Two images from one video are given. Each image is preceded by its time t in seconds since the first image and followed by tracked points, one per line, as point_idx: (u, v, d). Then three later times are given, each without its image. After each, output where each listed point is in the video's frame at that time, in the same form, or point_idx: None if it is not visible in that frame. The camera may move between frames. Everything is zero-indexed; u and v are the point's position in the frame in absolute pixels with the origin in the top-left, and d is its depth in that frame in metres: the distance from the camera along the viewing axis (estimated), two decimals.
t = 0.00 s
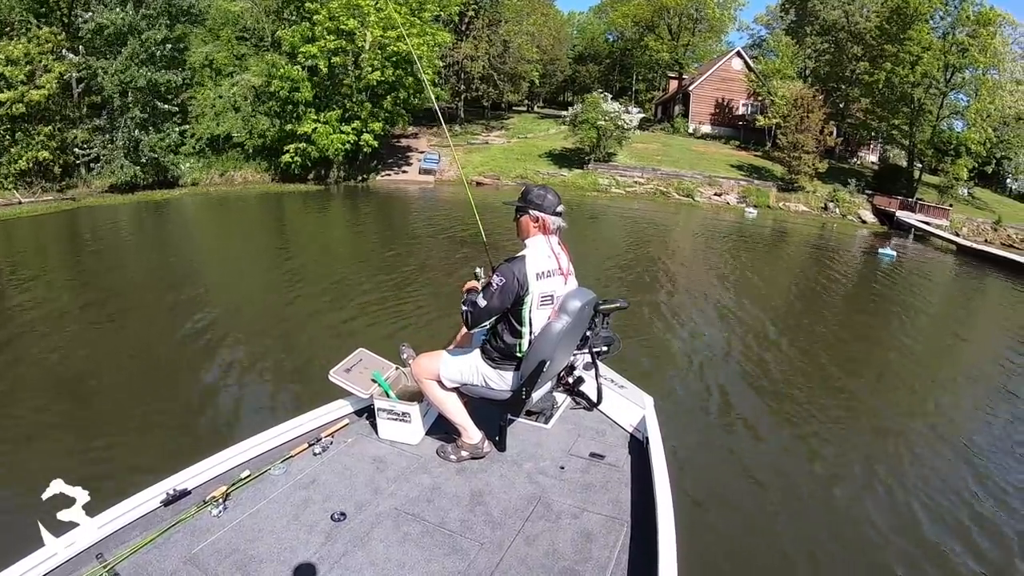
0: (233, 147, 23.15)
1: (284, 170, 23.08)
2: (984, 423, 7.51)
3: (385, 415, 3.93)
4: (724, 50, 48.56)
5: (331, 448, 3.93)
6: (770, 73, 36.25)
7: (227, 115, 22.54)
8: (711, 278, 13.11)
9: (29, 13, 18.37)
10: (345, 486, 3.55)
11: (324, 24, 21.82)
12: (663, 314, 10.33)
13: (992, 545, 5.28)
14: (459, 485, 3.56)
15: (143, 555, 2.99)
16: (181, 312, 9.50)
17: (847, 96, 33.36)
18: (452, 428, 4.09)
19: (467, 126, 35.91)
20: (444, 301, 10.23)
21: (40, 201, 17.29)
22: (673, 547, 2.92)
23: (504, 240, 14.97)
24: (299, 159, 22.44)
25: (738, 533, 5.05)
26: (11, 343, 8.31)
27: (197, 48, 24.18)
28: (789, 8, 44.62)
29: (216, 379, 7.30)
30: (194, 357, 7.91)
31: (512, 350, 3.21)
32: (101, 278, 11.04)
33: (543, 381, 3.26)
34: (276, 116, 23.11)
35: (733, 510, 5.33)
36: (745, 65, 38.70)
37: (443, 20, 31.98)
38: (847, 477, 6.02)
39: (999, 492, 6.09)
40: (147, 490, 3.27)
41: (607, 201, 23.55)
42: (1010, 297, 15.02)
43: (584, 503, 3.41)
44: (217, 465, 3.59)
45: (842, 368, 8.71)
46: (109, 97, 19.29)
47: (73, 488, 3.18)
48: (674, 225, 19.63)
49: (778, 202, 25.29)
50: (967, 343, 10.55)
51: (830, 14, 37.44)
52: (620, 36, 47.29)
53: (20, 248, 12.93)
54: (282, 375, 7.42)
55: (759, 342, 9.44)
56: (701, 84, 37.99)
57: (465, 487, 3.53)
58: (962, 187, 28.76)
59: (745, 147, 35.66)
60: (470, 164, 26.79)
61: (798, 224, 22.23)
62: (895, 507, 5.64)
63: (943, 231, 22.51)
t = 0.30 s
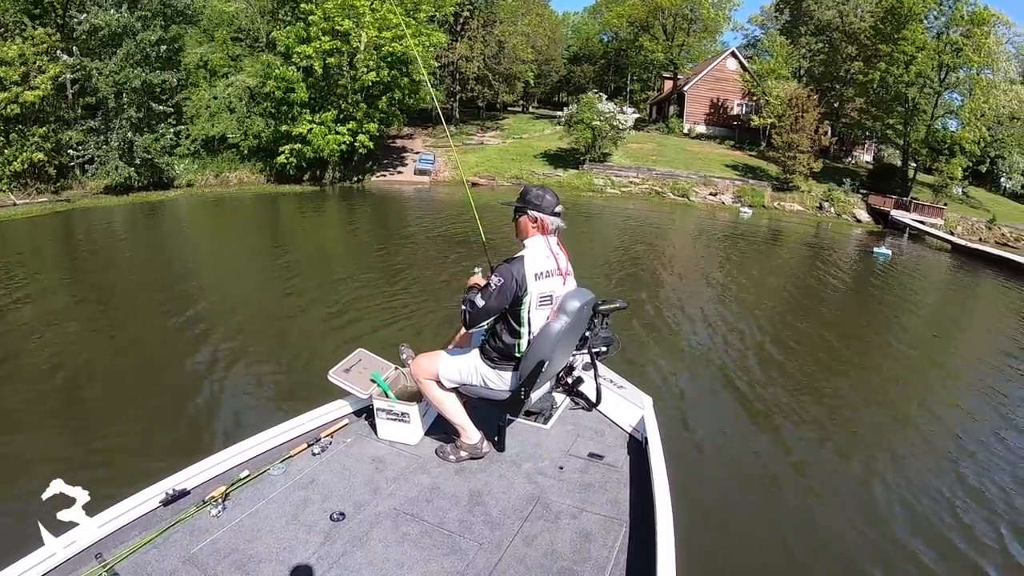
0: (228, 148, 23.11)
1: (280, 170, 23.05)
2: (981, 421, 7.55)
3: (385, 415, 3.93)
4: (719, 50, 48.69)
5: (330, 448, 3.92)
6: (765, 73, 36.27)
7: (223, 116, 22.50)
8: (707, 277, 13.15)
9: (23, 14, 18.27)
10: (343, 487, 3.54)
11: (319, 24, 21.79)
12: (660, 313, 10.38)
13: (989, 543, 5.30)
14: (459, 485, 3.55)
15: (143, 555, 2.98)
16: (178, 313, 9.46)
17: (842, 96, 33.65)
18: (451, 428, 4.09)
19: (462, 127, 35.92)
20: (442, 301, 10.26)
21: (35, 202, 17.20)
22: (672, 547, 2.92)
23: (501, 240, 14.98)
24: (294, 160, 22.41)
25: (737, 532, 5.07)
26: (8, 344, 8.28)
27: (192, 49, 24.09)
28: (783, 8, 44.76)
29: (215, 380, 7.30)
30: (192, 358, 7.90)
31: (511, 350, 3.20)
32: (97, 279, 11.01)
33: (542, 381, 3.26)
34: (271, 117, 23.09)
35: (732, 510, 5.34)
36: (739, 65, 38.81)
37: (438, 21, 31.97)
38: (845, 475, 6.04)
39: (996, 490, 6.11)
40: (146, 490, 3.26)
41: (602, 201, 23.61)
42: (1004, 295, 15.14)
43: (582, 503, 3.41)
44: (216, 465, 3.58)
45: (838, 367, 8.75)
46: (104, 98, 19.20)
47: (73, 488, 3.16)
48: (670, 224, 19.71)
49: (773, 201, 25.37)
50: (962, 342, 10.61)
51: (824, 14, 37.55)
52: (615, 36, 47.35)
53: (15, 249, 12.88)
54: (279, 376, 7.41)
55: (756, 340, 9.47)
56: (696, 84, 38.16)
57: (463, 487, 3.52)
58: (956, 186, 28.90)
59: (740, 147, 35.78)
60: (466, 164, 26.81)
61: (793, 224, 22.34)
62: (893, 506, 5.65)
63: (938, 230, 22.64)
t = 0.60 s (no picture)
0: (223, 148, 23.04)
1: (275, 170, 23.00)
2: (978, 419, 7.58)
3: (385, 416, 3.92)
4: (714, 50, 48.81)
5: (331, 449, 3.90)
6: (760, 72, 35.93)
7: (217, 116, 22.48)
8: (703, 277, 13.16)
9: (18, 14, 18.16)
10: (345, 487, 3.53)
11: (314, 24, 21.73)
12: (657, 312, 10.40)
13: (987, 541, 5.31)
14: (460, 485, 3.54)
15: (144, 556, 2.96)
16: (174, 314, 9.41)
17: (837, 95, 33.73)
18: (452, 429, 4.08)
19: (458, 126, 35.92)
20: (440, 300, 10.27)
21: (29, 203, 17.10)
22: (674, 547, 2.91)
23: (497, 241, 14.97)
24: (290, 159, 22.36)
25: (737, 530, 5.07)
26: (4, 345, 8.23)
27: (187, 49, 24.01)
28: (778, 7, 44.87)
29: (214, 380, 7.27)
30: (190, 358, 7.87)
31: (513, 350, 3.20)
32: (92, 280, 10.94)
33: (543, 381, 3.26)
34: (266, 117, 23.05)
35: (731, 508, 5.35)
36: (734, 65, 38.91)
37: (433, 20, 31.93)
38: (843, 474, 6.05)
39: (994, 488, 6.11)
40: (147, 491, 3.24)
41: (598, 200, 23.64)
42: (999, 293, 15.25)
43: (584, 504, 3.41)
44: (217, 466, 3.56)
45: (837, 365, 8.79)
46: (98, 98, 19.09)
47: (73, 489, 3.14)
48: (665, 223, 19.76)
49: (768, 200, 25.43)
50: (958, 340, 10.66)
51: (819, 14, 37.63)
52: (610, 36, 47.43)
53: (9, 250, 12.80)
54: (277, 377, 7.38)
55: (753, 339, 9.49)
56: (690, 83, 38.30)
57: (465, 488, 3.52)
58: (951, 184, 29.01)
59: (736, 146, 35.88)
60: (461, 164, 26.79)
61: (788, 222, 22.41)
62: (891, 503, 5.67)
63: (932, 229, 22.73)
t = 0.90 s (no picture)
0: (217, 148, 22.97)
1: (269, 170, 22.94)
2: (973, 418, 7.62)
3: (385, 415, 3.92)
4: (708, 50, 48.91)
5: (331, 449, 3.90)
6: (754, 72, 36.29)
7: (212, 116, 22.40)
8: (698, 276, 13.20)
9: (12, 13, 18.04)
10: (345, 487, 3.53)
11: (309, 24, 21.71)
12: (653, 312, 10.43)
13: (981, 540, 5.33)
14: (460, 485, 3.55)
15: (144, 556, 2.95)
16: (169, 315, 9.37)
17: (831, 95, 33.87)
18: (453, 428, 4.08)
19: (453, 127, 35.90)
20: (437, 300, 10.27)
21: (23, 203, 17.01)
22: (673, 547, 2.92)
23: (492, 241, 14.98)
24: (284, 160, 22.34)
25: (733, 529, 5.09)
26: None
27: (182, 49, 23.89)
28: (772, 8, 45.01)
29: (212, 381, 7.26)
30: (187, 359, 7.86)
31: (513, 350, 3.20)
32: (86, 281, 10.89)
33: (543, 381, 3.26)
34: (261, 117, 23.00)
35: (728, 507, 5.37)
36: (729, 65, 38.99)
37: (427, 21, 31.90)
38: (840, 473, 6.08)
39: (989, 488, 6.13)
40: (147, 491, 3.23)
41: (593, 200, 23.67)
42: (993, 292, 15.32)
43: (584, 503, 3.42)
44: (217, 466, 3.56)
45: (833, 364, 8.83)
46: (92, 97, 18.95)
47: (73, 488, 3.13)
48: (659, 223, 19.79)
49: (762, 200, 25.51)
50: (952, 339, 10.72)
51: (813, 14, 37.77)
52: (604, 36, 47.47)
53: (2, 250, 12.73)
54: (274, 377, 7.36)
55: (749, 339, 9.52)
56: (685, 84, 38.39)
57: (465, 488, 3.52)
58: (944, 184, 29.17)
59: (730, 146, 35.97)
60: (456, 164, 26.77)
61: (782, 222, 22.48)
62: (887, 502, 5.70)
63: (926, 229, 22.79)
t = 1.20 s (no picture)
0: (211, 148, 22.90)
1: (263, 171, 22.90)
2: (969, 416, 7.66)
3: (385, 416, 3.91)
4: (703, 50, 49.03)
5: (331, 449, 3.89)
6: (748, 73, 36.05)
7: (206, 116, 22.30)
8: (693, 276, 13.22)
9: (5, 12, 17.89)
10: (345, 487, 3.51)
11: (304, 24, 21.68)
12: (650, 311, 10.46)
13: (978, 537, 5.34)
14: (460, 486, 3.54)
15: (144, 556, 2.94)
16: (164, 315, 9.32)
17: (825, 95, 33.97)
18: (453, 429, 4.08)
19: (447, 127, 35.90)
20: (433, 300, 10.27)
21: (16, 204, 16.89)
22: (674, 547, 2.92)
23: (487, 241, 14.96)
24: (279, 160, 22.28)
25: (732, 527, 5.10)
26: None
27: (176, 48, 23.77)
28: (767, 9, 45.15)
29: (210, 381, 7.23)
30: (185, 359, 7.84)
31: (513, 351, 3.20)
32: (80, 281, 10.81)
33: (543, 382, 3.25)
34: (255, 117, 22.91)
35: (727, 505, 5.38)
36: (723, 65, 39.06)
37: (422, 21, 31.87)
38: (838, 471, 6.09)
39: (985, 486, 6.15)
40: (148, 491, 3.21)
41: (588, 200, 23.71)
42: (985, 291, 15.44)
43: (584, 504, 3.41)
44: (218, 466, 3.54)
45: (829, 363, 8.87)
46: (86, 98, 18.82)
47: (73, 488, 3.11)
48: (654, 223, 19.83)
49: (756, 200, 25.59)
50: (946, 338, 10.77)
51: (807, 14, 37.73)
52: (599, 36, 47.56)
53: None
54: (270, 378, 7.33)
55: (745, 339, 9.54)
56: (679, 84, 38.51)
57: (465, 488, 3.51)
58: (938, 184, 29.29)
59: (724, 146, 36.06)
60: (450, 164, 26.77)
61: (776, 222, 22.55)
62: (885, 501, 5.71)
63: (920, 228, 22.90)
